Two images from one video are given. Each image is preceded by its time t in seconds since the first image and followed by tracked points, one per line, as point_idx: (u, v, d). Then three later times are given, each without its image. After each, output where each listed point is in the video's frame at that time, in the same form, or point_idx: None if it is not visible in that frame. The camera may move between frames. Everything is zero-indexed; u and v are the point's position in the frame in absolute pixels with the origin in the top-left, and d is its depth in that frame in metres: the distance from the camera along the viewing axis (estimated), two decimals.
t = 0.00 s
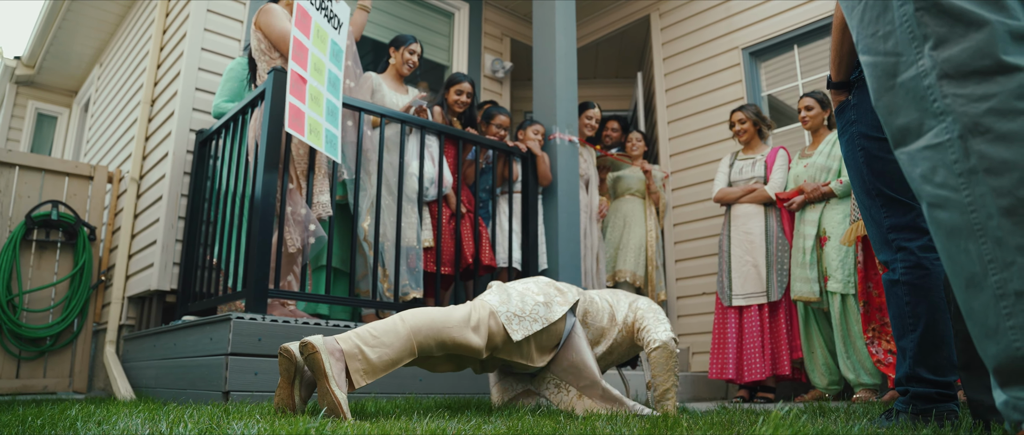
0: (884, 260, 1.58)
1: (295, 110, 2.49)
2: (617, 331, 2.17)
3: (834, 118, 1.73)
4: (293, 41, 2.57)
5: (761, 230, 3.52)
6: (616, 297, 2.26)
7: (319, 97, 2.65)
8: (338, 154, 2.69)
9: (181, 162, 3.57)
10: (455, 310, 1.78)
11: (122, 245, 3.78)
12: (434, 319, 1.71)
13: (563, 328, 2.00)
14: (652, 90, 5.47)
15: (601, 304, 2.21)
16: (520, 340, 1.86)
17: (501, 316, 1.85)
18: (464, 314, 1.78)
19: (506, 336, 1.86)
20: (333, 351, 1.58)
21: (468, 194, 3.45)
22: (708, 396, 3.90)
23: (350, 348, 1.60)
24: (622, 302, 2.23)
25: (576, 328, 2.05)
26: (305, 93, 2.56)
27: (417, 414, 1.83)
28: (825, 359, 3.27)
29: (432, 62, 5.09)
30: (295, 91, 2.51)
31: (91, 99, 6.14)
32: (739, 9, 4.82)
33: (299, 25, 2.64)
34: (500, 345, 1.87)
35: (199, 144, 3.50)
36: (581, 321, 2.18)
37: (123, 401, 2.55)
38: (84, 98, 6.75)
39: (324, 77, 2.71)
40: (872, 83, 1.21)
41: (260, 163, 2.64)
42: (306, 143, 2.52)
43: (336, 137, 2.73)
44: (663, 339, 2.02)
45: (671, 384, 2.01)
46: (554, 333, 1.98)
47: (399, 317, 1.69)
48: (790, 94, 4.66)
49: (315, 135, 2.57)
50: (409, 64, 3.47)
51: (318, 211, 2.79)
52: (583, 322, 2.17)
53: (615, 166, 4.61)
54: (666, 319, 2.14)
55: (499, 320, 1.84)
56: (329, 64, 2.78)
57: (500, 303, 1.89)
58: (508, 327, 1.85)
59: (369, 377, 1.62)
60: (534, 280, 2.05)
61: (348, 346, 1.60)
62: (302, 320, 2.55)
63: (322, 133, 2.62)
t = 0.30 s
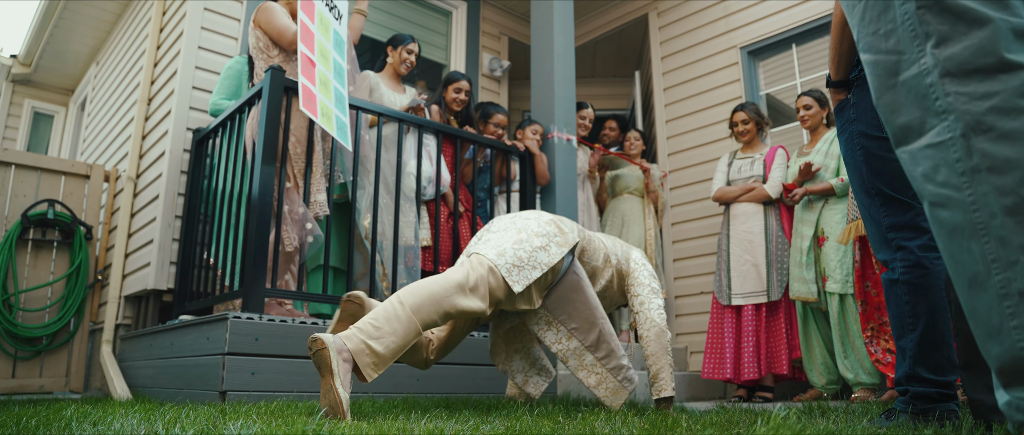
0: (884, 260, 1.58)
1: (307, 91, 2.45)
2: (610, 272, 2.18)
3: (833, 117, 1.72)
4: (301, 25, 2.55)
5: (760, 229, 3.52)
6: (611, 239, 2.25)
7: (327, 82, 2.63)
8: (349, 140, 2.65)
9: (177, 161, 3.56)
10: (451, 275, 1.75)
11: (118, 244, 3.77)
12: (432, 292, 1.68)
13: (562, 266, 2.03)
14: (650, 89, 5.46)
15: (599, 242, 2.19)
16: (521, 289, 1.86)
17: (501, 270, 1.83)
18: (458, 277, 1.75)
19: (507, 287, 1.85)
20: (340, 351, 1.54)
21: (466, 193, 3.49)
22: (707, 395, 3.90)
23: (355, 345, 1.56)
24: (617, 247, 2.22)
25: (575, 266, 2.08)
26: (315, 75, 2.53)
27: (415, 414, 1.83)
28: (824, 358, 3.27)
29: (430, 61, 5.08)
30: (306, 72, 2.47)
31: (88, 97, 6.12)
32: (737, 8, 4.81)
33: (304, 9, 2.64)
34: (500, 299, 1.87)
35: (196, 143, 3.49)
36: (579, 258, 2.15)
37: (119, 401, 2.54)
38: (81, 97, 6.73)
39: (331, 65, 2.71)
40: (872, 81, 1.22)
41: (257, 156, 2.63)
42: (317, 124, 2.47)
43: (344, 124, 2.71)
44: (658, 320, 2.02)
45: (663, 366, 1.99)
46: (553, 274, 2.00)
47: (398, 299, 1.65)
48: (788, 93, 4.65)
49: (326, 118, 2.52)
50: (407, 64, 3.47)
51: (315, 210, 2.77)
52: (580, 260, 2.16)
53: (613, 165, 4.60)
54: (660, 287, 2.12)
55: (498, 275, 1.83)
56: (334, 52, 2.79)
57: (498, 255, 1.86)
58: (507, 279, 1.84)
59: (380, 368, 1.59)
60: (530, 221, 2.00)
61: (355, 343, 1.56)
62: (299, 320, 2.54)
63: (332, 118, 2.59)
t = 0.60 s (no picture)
0: (887, 258, 1.56)
1: (301, 78, 2.44)
2: (587, 246, 2.15)
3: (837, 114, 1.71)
4: (294, 14, 2.54)
5: (762, 227, 3.51)
6: (588, 216, 2.19)
7: (325, 72, 2.63)
8: (350, 130, 2.64)
9: (175, 159, 3.54)
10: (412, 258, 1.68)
11: (116, 243, 3.75)
12: (396, 280, 1.61)
13: (528, 232, 1.93)
14: (650, 86, 5.45)
15: (569, 208, 2.11)
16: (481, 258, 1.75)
17: (455, 240, 1.73)
18: (420, 260, 1.68)
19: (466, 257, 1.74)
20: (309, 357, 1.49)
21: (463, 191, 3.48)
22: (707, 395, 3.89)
23: (325, 346, 1.51)
24: (593, 224, 2.18)
25: (543, 230, 1.98)
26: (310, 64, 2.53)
27: (413, 413, 1.81)
28: (825, 358, 3.25)
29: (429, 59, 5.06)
30: (299, 60, 2.46)
31: (86, 96, 6.10)
32: (737, 6, 4.80)
33: (299, 1, 2.62)
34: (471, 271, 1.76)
35: (194, 141, 3.47)
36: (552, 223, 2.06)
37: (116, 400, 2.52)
38: (78, 95, 6.70)
39: (329, 57, 2.72)
40: (881, 74, 1.20)
41: (255, 153, 2.61)
42: (313, 111, 2.46)
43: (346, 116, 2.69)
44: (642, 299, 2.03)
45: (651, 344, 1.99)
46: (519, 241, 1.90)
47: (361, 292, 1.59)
48: (789, 91, 4.63)
49: (324, 107, 2.52)
50: (407, 61, 3.46)
51: (313, 209, 2.74)
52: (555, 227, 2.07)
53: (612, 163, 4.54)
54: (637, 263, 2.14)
55: (454, 246, 1.73)
56: (332, 46, 2.79)
57: (450, 230, 1.76)
58: (464, 250, 1.73)
59: (360, 360, 1.54)
60: (490, 190, 1.92)
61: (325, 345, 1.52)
62: (297, 319, 2.51)
63: (332, 108, 2.58)
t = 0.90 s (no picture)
0: (895, 257, 1.53)
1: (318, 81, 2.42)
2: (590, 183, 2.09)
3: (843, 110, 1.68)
4: (296, 20, 2.49)
5: (764, 227, 3.47)
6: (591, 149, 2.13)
7: (331, 75, 2.60)
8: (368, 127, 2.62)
9: (172, 157, 3.51)
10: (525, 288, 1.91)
11: (112, 241, 3.71)
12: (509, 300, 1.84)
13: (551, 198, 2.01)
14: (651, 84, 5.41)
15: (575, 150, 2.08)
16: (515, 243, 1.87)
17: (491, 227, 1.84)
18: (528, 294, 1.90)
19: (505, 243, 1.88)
20: (424, 312, 1.71)
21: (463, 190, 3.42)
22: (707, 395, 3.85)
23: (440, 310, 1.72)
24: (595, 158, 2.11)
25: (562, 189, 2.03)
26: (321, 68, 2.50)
27: (413, 414, 1.78)
28: (829, 357, 3.21)
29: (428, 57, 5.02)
30: (312, 65, 2.43)
31: (84, 94, 6.06)
32: (739, 4, 4.77)
33: (295, 6, 2.56)
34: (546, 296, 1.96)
35: (190, 139, 3.44)
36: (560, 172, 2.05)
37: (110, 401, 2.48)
38: (75, 93, 6.67)
39: (330, 60, 2.68)
40: (899, 69, 1.14)
41: (251, 152, 2.57)
42: (334, 111, 2.44)
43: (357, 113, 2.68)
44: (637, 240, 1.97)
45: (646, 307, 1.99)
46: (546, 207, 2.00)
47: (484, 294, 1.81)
48: (791, 90, 4.59)
49: (341, 106, 2.50)
50: (407, 56, 3.43)
51: (310, 207, 2.75)
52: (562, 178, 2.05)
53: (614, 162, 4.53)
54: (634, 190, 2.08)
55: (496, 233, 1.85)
56: (331, 50, 2.75)
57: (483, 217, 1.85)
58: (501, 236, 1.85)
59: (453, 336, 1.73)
60: (505, 165, 1.97)
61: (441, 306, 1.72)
62: (294, 319, 2.47)
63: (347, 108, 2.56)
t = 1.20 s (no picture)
0: (909, 270, 1.48)
1: (307, 101, 2.35)
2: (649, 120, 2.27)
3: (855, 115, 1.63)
4: (292, 34, 2.42)
5: (766, 233, 3.42)
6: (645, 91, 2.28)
7: (321, 93, 2.52)
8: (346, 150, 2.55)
9: (164, 159, 3.45)
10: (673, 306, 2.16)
11: (104, 245, 3.65)
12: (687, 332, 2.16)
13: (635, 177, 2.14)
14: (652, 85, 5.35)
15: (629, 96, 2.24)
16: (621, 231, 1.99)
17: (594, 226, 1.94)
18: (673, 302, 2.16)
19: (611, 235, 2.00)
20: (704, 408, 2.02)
21: (461, 194, 3.34)
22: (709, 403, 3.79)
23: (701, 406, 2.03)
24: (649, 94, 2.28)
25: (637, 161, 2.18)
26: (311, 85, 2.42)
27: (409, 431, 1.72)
28: (834, 366, 3.16)
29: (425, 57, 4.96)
30: (302, 83, 2.36)
31: (78, 95, 6.00)
32: (742, 4, 4.70)
33: (292, 15, 2.49)
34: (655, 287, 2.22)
35: (183, 141, 3.37)
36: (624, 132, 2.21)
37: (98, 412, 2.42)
38: (70, 94, 6.61)
39: (322, 74, 2.60)
40: (931, 81, 1.01)
41: (243, 156, 2.51)
42: (317, 134, 2.36)
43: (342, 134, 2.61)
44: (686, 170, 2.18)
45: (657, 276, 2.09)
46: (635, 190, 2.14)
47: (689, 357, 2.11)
48: (794, 92, 4.54)
49: (326, 128, 2.43)
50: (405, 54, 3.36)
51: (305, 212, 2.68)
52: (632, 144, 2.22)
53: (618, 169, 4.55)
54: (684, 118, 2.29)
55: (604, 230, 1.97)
56: (324, 64, 2.67)
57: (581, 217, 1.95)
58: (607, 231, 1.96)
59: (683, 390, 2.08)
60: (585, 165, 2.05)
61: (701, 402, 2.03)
62: (287, 327, 2.40)
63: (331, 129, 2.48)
